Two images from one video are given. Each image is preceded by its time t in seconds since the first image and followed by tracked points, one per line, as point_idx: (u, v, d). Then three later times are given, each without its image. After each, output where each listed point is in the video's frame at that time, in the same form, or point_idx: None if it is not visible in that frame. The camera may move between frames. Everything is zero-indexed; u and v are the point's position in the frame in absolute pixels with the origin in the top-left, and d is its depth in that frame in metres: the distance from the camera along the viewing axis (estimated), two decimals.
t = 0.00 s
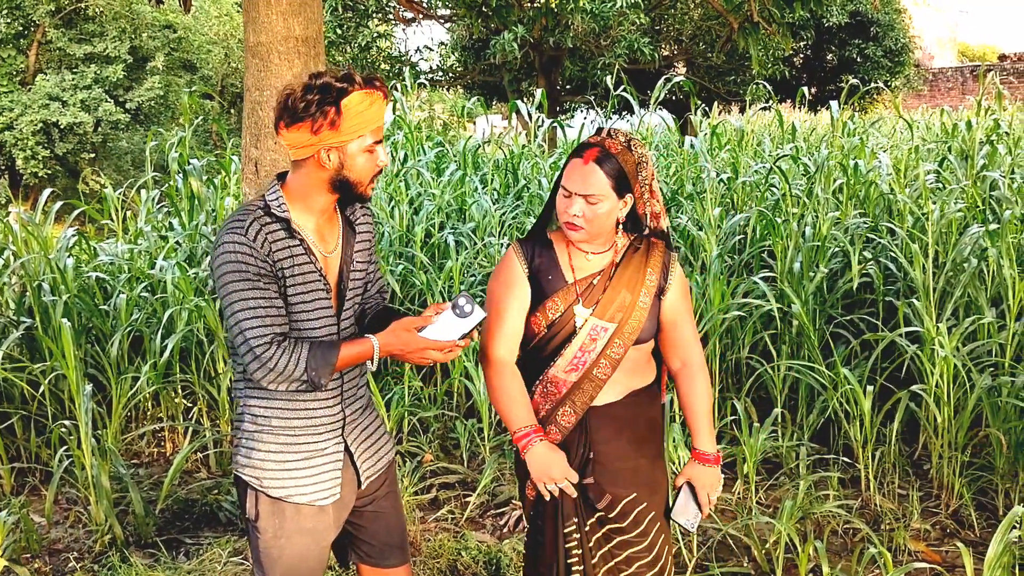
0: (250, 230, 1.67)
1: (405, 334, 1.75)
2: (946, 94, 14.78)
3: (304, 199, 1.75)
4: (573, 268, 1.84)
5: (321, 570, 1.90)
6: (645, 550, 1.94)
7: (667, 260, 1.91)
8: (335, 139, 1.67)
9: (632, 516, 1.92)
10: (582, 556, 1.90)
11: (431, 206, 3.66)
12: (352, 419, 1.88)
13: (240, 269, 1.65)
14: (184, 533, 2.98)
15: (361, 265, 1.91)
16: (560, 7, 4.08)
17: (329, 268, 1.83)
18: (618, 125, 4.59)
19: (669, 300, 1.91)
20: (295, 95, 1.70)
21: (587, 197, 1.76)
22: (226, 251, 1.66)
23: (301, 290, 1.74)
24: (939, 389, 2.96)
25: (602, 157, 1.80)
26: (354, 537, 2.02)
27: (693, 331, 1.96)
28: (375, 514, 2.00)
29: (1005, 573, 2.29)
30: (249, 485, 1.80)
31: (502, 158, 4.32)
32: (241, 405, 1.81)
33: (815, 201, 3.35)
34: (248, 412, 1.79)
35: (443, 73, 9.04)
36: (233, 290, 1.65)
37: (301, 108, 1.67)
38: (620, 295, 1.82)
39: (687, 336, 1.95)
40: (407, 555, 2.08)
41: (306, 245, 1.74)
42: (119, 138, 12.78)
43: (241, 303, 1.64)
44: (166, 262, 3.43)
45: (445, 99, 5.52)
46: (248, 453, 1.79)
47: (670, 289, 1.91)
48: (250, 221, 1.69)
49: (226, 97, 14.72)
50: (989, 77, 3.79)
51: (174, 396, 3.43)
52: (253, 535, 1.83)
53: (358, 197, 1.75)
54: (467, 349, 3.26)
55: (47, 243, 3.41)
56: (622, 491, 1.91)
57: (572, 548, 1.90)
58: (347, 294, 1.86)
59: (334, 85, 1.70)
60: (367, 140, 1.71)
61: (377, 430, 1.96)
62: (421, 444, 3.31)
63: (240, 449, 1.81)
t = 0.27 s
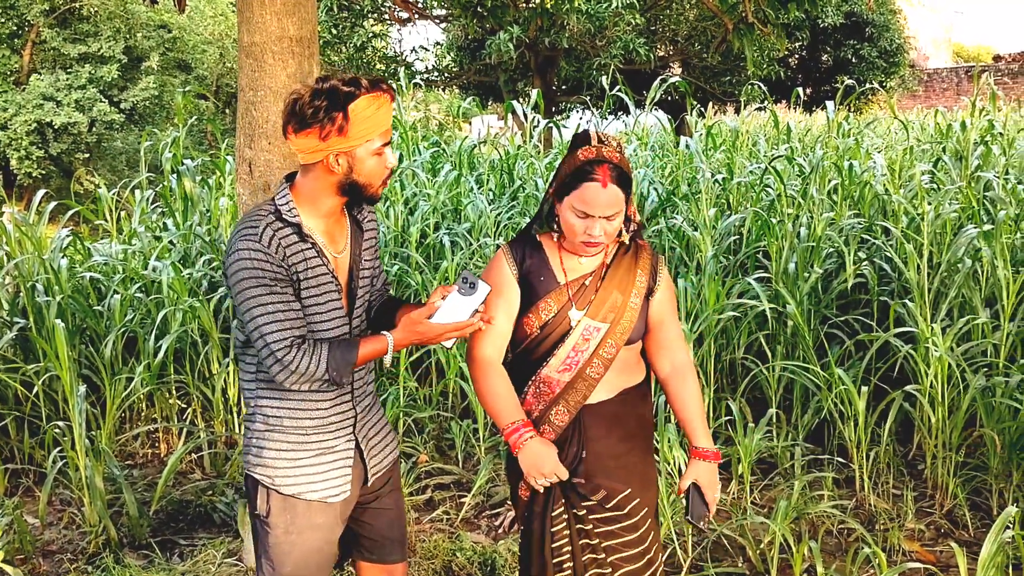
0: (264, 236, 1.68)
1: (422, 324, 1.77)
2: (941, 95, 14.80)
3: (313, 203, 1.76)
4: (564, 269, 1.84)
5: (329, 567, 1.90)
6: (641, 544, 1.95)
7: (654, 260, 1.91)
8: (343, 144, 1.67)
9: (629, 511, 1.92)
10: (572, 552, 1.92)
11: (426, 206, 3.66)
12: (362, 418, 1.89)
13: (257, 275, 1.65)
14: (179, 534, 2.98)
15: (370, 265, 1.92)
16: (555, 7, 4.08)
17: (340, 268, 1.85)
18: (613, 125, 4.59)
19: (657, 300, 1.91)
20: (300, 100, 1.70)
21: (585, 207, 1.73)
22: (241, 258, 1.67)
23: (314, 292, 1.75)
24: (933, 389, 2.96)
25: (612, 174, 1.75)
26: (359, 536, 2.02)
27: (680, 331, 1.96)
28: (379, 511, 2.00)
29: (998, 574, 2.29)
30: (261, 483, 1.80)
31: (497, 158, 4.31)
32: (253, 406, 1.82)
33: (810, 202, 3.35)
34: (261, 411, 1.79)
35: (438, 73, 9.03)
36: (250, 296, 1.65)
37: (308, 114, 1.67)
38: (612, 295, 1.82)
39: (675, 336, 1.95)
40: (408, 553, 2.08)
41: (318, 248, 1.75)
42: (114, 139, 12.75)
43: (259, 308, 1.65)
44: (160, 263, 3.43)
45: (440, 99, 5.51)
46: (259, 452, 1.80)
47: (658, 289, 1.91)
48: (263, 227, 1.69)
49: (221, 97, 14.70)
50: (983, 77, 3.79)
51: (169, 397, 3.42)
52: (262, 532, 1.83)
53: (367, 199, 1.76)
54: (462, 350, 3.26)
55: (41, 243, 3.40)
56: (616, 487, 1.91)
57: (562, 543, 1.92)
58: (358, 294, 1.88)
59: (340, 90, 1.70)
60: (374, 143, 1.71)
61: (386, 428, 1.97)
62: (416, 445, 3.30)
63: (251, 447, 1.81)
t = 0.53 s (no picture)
0: (277, 241, 1.68)
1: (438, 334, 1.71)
2: (935, 95, 14.84)
3: (324, 204, 1.76)
4: (558, 270, 1.84)
5: (346, 561, 1.90)
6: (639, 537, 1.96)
7: (646, 259, 1.91)
8: (351, 145, 1.67)
9: (630, 505, 1.93)
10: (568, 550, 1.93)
11: (423, 207, 3.66)
12: (380, 411, 1.89)
13: (273, 279, 1.66)
14: (174, 534, 2.98)
15: (384, 261, 1.93)
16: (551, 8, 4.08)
17: (354, 268, 1.85)
18: (609, 126, 4.60)
19: (648, 298, 1.92)
20: (309, 102, 1.71)
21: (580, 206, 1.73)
22: (256, 262, 1.68)
23: (330, 293, 1.75)
24: (927, 389, 2.97)
25: (612, 177, 1.75)
26: (369, 532, 2.02)
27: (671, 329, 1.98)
28: (391, 507, 2.00)
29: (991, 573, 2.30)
30: (280, 476, 1.80)
31: (493, 159, 4.32)
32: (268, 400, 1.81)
33: (806, 202, 3.36)
34: (279, 406, 1.79)
35: (434, 74, 9.03)
36: (266, 300, 1.67)
37: (316, 115, 1.67)
38: (607, 296, 1.83)
39: (666, 334, 1.97)
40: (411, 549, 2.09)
41: (332, 250, 1.75)
42: (109, 139, 12.73)
43: (277, 313, 1.66)
44: (155, 263, 3.42)
45: (436, 99, 5.51)
46: (277, 446, 1.80)
47: (649, 287, 1.92)
48: (277, 232, 1.69)
49: (217, 97, 14.68)
50: (978, 78, 3.80)
51: (164, 397, 3.42)
52: (279, 526, 1.83)
53: (377, 198, 1.76)
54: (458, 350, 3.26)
55: (36, 243, 3.40)
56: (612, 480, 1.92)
57: (558, 541, 1.93)
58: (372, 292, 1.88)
59: (348, 91, 1.70)
60: (383, 143, 1.71)
61: (400, 422, 1.98)
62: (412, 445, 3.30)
63: (268, 440, 1.81)
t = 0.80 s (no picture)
0: (279, 248, 1.68)
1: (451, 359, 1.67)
2: (930, 96, 14.88)
3: (326, 208, 1.76)
4: (555, 270, 1.84)
5: (346, 558, 1.91)
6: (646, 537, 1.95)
7: (642, 257, 1.91)
8: (353, 150, 1.67)
9: (636, 506, 1.93)
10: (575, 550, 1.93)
11: (418, 207, 3.66)
12: (382, 410, 1.89)
13: (273, 286, 1.67)
14: (168, 535, 2.97)
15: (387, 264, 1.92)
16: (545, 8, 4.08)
17: (358, 271, 1.85)
18: (604, 126, 4.60)
19: (645, 296, 1.92)
20: (315, 107, 1.70)
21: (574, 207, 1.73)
22: (258, 270, 1.68)
23: (331, 300, 1.74)
24: (921, 389, 2.97)
25: (605, 175, 1.76)
26: (367, 531, 2.01)
27: (669, 327, 1.98)
28: (390, 506, 2.00)
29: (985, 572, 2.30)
30: (282, 473, 1.81)
31: (488, 159, 4.31)
32: (271, 397, 1.81)
33: (800, 202, 3.37)
34: (283, 401, 1.79)
35: (429, 74, 9.03)
36: (268, 306, 1.68)
37: (319, 120, 1.67)
38: (604, 295, 1.83)
39: (665, 332, 1.97)
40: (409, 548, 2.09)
41: (334, 256, 1.74)
42: (104, 138, 12.70)
43: (279, 319, 1.68)
44: (150, 263, 3.42)
45: (431, 99, 5.51)
46: (279, 442, 1.80)
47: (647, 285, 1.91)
48: (279, 240, 1.69)
49: (212, 97, 14.66)
50: (971, 78, 3.81)
51: (159, 397, 3.42)
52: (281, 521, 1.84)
53: (379, 203, 1.75)
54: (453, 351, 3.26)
55: (29, 243, 3.39)
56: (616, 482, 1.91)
57: (563, 541, 1.92)
58: (375, 297, 1.87)
59: (352, 95, 1.69)
60: (385, 148, 1.70)
61: (405, 422, 1.97)
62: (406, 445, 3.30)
63: (271, 435, 1.81)
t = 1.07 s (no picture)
0: (266, 239, 1.68)
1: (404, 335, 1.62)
2: (923, 95, 14.91)
3: (310, 205, 1.77)
4: (562, 268, 1.84)
5: (335, 559, 1.91)
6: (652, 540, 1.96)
7: (649, 256, 1.92)
8: (338, 156, 1.67)
9: (642, 510, 1.94)
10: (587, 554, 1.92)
11: (412, 206, 3.65)
12: (371, 411, 1.88)
13: (253, 276, 1.67)
14: (161, 535, 2.96)
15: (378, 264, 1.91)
16: (540, 7, 4.08)
17: (347, 269, 1.84)
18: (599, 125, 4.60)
19: (653, 295, 1.92)
20: (320, 105, 1.72)
21: (580, 202, 1.76)
22: (242, 257, 1.68)
23: (315, 294, 1.74)
24: (915, 388, 2.98)
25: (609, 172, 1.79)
26: (359, 533, 2.00)
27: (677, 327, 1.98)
28: (382, 509, 1.99)
29: (978, 571, 2.31)
30: (270, 474, 1.81)
31: (483, 158, 4.31)
32: (258, 399, 1.82)
33: (794, 202, 3.37)
34: (271, 401, 1.79)
35: (424, 73, 9.02)
36: (245, 297, 1.67)
37: (320, 115, 1.69)
38: (612, 292, 1.83)
39: (673, 332, 1.97)
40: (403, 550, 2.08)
41: (323, 251, 1.74)
42: (97, 138, 12.66)
43: (254, 311, 1.67)
44: (143, 263, 3.41)
45: (425, 98, 5.50)
46: (266, 443, 1.80)
47: (655, 284, 1.92)
48: (267, 231, 1.69)
49: (206, 96, 14.62)
50: (965, 78, 3.82)
51: (152, 397, 3.41)
52: (269, 520, 1.84)
53: (358, 213, 1.75)
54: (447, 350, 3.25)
55: (22, 243, 3.38)
56: (623, 486, 1.92)
57: (574, 547, 1.91)
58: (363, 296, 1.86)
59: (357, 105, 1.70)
60: (375, 165, 1.69)
61: (396, 424, 1.97)
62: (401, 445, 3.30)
63: (259, 435, 1.81)
